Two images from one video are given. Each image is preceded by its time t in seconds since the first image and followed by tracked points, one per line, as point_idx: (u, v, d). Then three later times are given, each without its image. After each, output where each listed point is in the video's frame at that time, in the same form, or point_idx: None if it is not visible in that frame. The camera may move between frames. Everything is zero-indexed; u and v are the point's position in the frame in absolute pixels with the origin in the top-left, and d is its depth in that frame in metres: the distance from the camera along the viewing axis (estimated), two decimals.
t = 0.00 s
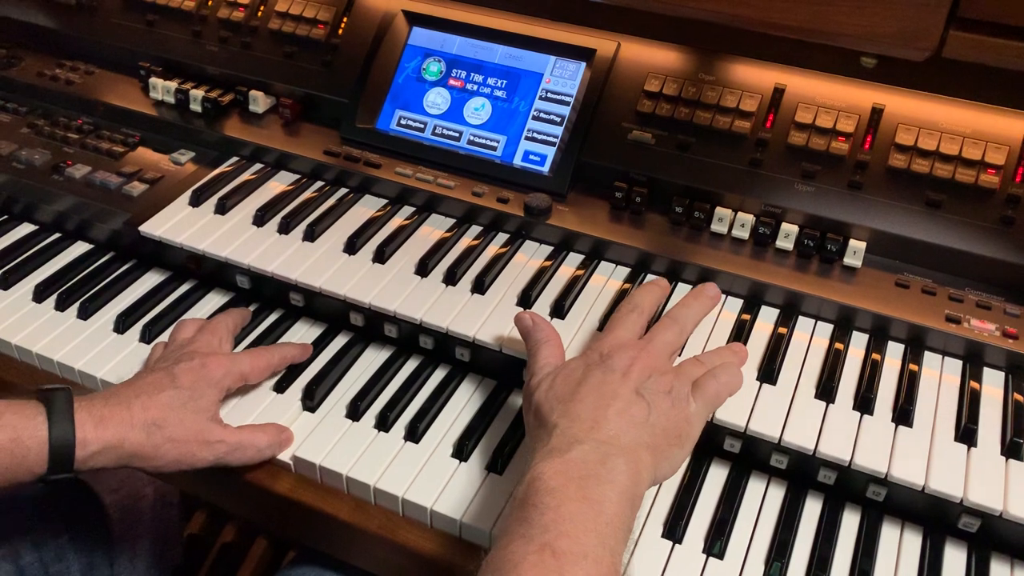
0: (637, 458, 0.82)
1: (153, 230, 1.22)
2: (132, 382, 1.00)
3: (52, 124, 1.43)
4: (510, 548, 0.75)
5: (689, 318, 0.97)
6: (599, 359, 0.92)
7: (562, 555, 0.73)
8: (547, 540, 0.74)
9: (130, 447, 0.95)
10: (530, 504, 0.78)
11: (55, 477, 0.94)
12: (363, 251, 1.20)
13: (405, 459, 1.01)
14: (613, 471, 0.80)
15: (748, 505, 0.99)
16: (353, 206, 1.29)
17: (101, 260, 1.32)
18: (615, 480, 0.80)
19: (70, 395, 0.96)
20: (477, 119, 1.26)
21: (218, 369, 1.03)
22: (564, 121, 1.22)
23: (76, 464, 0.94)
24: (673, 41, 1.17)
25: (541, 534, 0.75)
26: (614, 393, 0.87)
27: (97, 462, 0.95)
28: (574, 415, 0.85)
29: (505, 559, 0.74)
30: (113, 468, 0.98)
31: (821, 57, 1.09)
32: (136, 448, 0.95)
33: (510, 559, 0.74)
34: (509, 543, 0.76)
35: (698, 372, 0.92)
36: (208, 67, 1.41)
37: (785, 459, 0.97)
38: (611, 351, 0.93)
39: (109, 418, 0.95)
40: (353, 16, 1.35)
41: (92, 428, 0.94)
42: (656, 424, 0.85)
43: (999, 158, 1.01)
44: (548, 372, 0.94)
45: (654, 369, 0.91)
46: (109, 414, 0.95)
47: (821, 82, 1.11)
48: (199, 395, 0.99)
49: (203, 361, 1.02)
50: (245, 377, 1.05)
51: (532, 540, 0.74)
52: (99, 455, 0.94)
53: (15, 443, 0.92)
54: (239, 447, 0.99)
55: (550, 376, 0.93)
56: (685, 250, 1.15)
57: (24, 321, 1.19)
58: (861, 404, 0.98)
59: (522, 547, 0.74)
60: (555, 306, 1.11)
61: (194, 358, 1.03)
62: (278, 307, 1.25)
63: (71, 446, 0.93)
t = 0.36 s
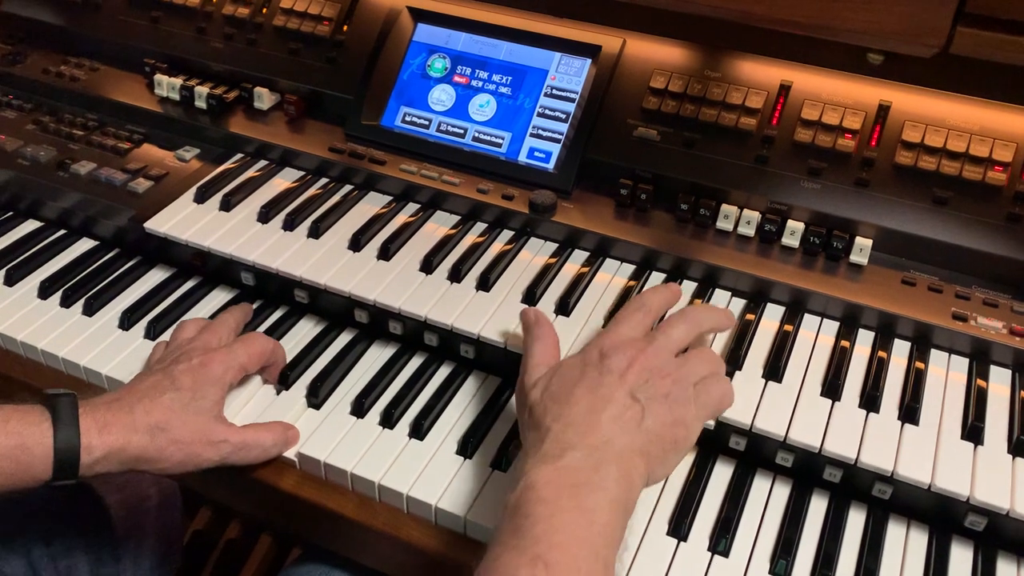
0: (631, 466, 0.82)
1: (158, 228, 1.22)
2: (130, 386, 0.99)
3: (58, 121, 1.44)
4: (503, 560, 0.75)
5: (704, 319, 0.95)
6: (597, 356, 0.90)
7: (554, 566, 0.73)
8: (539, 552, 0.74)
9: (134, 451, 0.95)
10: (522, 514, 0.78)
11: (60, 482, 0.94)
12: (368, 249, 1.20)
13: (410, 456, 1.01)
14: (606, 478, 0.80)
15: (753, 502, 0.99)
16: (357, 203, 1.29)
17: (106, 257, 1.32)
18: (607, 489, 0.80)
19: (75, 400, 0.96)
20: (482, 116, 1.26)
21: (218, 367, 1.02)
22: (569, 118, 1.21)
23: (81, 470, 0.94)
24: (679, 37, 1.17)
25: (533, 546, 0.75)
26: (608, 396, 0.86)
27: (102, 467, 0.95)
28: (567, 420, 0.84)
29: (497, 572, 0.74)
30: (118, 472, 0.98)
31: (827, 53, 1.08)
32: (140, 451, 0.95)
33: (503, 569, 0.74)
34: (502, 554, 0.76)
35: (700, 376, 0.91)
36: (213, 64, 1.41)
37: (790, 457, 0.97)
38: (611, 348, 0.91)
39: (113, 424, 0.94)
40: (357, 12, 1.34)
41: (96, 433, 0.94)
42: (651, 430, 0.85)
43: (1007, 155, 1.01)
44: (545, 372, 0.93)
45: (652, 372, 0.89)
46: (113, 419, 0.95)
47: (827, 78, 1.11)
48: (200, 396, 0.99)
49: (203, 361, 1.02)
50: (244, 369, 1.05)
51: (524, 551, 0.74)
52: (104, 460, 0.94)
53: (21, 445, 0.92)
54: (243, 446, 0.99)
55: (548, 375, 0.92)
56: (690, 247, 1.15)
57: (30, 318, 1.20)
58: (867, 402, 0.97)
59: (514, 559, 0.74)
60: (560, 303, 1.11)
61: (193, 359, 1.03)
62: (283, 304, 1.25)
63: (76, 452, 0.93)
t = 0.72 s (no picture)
0: (646, 441, 0.82)
1: (162, 226, 1.22)
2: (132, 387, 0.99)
3: (62, 118, 1.44)
4: (520, 527, 0.74)
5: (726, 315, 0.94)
6: (618, 331, 0.90)
7: (573, 535, 0.73)
8: (558, 520, 0.74)
9: (137, 452, 0.95)
10: (541, 481, 0.77)
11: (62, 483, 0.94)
12: (373, 246, 1.20)
13: (415, 454, 1.01)
14: (622, 451, 0.80)
15: (759, 500, 0.98)
16: (362, 201, 1.29)
17: (111, 254, 1.32)
18: (624, 462, 0.80)
19: (76, 404, 0.95)
20: (487, 113, 1.25)
21: (221, 369, 1.02)
22: (574, 115, 1.21)
23: (82, 471, 0.94)
24: (685, 34, 1.16)
25: (553, 514, 0.74)
26: (629, 369, 0.85)
27: (104, 468, 0.95)
28: (586, 390, 0.84)
29: (513, 538, 0.73)
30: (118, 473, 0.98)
31: (834, 49, 1.08)
32: (143, 454, 0.95)
33: (521, 538, 0.73)
34: (520, 520, 0.75)
35: (715, 360, 0.91)
36: (217, 61, 1.41)
37: (796, 455, 0.97)
38: (633, 322, 0.90)
39: (115, 424, 0.94)
40: (363, 9, 1.34)
41: (98, 435, 0.93)
42: (668, 405, 0.85)
43: (1014, 152, 1.00)
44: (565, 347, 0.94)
45: (672, 348, 0.88)
46: (115, 420, 0.95)
47: (834, 75, 1.10)
48: (203, 397, 0.99)
49: (205, 363, 1.02)
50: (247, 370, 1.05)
51: (544, 519, 0.74)
52: (106, 461, 0.94)
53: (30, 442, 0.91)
54: (244, 448, 0.99)
55: (568, 348, 0.92)
56: (696, 244, 1.14)
57: (34, 316, 1.19)
58: (874, 400, 0.97)
59: (533, 526, 0.74)
60: (565, 301, 1.10)
61: (196, 360, 1.03)
62: (288, 302, 1.25)
63: (77, 452, 0.92)
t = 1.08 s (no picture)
0: (673, 412, 0.82)
1: (162, 223, 1.21)
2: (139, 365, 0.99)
3: (61, 115, 1.43)
4: (549, 499, 0.73)
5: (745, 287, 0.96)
6: (645, 302, 0.91)
7: (603, 509, 0.71)
8: (587, 492, 0.73)
9: (140, 430, 0.94)
10: (569, 453, 0.77)
11: (63, 461, 0.93)
12: (374, 244, 1.19)
13: (417, 453, 1.00)
14: (650, 422, 0.80)
15: (763, 499, 0.98)
16: (363, 198, 1.28)
17: (110, 253, 1.31)
18: (654, 434, 0.79)
19: (77, 381, 0.94)
20: (488, 109, 1.24)
21: (229, 355, 1.02)
22: (576, 112, 1.20)
23: (83, 449, 0.93)
24: (688, 30, 1.15)
25: (580, 486, 0.73)
26: (657, 339, 0.86)
27: (105, 446, 0.94)
28: (614, 359, 0.84)
29: (542, 512, 0.72)
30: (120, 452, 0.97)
31: (838, 46, 1.07)
32: (146, 431, 0.94)
33: (549, 512, 0.72)
34: (547, 492, 0.74)
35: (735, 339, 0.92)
36: (217, 57, 1.40)
37: (801, 454, 0.96)
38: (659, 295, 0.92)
39: (118, 402, 0.94)
40: (363, 5, 1.33)
41: (100, 412, 0.92)
42: (694, 378, 0.86)
43: (1021, 149, 1.00)
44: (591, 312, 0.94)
45: (698, 322, 0.90)
46: (118, 398, 0.94)
47: (838, 71, 1.10)
48: (211, 380, 0.99)
49: (215, 348, 1.02)
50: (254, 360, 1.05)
51: (571, 491, 0.73)
52: (108, 439, 0.93)
53: (27, 432, 0.91)
54: (247, 434, 0.99)
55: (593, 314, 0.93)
56: (700, 242, 1.13)
57: (34, 314, 1.19)
58: (879, 399, 0.97)
59: (560, 498, 0.73)
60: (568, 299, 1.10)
61: (205, 346, 1.02)
62: (289, 300, 1.24)
63: (78, 430, 0.91)
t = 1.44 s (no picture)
0: (665, 441, 0.82)
1: (162, 219, 1.21)
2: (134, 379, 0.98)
3: (61, 111, 1.42)
4: (536, 542, 0.74)
5: (719, 280, 0.94)
6: (621, 328, 0.89)
7: (590, 551, 0.72)
8: (574, 535, 0.73)
9: (140, 442, 0.94)
10: (558, 492, 0.77)
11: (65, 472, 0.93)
12: (374, 240, 1.19)
13: (418, 450, 1.00)
14: (642, 456, 0.79)
15: (764, 496, 0.98)
16: (363, 194, 1.28)
17: (109, 249, 1.31)
18: (646, 468, 0.79)
19: (79, 390, 0.94)
20: (489, 105, 1.24)
21: (228, 364, 1.02)
22: (577, 108, 1.20)
23: (85, 460, 0.93)
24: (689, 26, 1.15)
25: (567, 529, 0.73)
26: (635, 367, 0.84)
27: (107, 457, 0.94)
28: (612, 385, 0.83)
29: (530, 554, 0.73)
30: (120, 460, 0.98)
31: (840, 43, 1.07)
32: (147, 443, 0.94)
33: (536, 554, 0.72)
34: (535, 534, 0.74)
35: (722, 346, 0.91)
36: (217, 53, 1.39)
37: (802, 452, 0.96)
38: (634, 319, 0.90)
39: (119, 414, 0.94)
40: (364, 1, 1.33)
41: (102, 423, 0.93)
42: (681, 399, 0.84)
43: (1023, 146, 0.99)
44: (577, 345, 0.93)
45: (677, 342, 0.88)
46: (119, 409, 0.94)
47: (840, 68, 1.09)
48: (208, 390, 0.99)
49: (214, 356, 1.01)
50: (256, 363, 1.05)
51: (559, 534, 0.73)
52: (110, 449, 0.94)
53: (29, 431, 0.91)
54: (246, 442, 0.98)
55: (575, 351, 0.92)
56: (701, 239, 1.13)
57: (32, 311, 1.19)
58: (880, 397, 0.96)
59: (548, 541, 0.73)
60: (568, 296, 1.09)
61: (204, 353, 1.02)
62: (289, 296, 1.24)
63: (81, 441, 0.91)
